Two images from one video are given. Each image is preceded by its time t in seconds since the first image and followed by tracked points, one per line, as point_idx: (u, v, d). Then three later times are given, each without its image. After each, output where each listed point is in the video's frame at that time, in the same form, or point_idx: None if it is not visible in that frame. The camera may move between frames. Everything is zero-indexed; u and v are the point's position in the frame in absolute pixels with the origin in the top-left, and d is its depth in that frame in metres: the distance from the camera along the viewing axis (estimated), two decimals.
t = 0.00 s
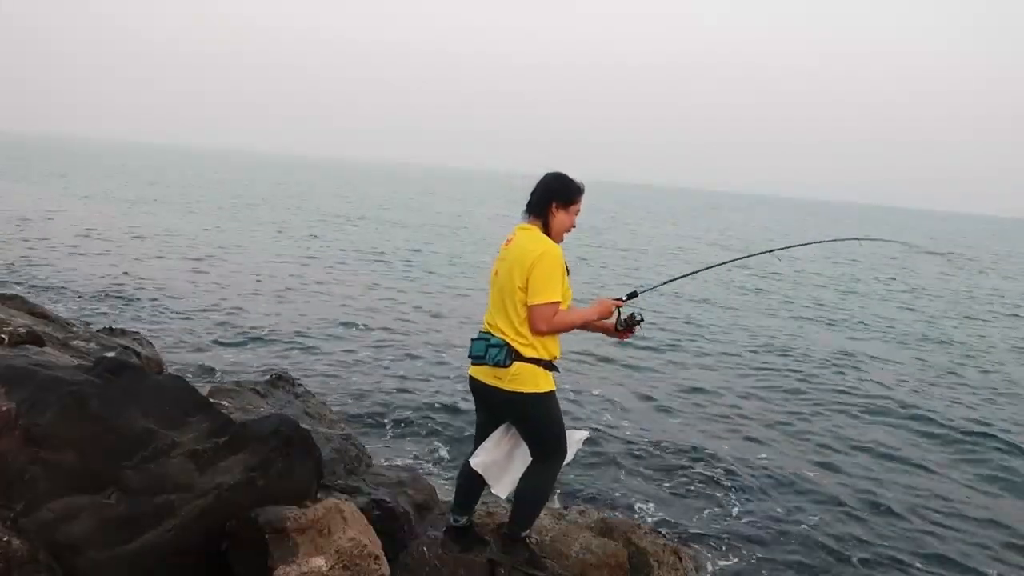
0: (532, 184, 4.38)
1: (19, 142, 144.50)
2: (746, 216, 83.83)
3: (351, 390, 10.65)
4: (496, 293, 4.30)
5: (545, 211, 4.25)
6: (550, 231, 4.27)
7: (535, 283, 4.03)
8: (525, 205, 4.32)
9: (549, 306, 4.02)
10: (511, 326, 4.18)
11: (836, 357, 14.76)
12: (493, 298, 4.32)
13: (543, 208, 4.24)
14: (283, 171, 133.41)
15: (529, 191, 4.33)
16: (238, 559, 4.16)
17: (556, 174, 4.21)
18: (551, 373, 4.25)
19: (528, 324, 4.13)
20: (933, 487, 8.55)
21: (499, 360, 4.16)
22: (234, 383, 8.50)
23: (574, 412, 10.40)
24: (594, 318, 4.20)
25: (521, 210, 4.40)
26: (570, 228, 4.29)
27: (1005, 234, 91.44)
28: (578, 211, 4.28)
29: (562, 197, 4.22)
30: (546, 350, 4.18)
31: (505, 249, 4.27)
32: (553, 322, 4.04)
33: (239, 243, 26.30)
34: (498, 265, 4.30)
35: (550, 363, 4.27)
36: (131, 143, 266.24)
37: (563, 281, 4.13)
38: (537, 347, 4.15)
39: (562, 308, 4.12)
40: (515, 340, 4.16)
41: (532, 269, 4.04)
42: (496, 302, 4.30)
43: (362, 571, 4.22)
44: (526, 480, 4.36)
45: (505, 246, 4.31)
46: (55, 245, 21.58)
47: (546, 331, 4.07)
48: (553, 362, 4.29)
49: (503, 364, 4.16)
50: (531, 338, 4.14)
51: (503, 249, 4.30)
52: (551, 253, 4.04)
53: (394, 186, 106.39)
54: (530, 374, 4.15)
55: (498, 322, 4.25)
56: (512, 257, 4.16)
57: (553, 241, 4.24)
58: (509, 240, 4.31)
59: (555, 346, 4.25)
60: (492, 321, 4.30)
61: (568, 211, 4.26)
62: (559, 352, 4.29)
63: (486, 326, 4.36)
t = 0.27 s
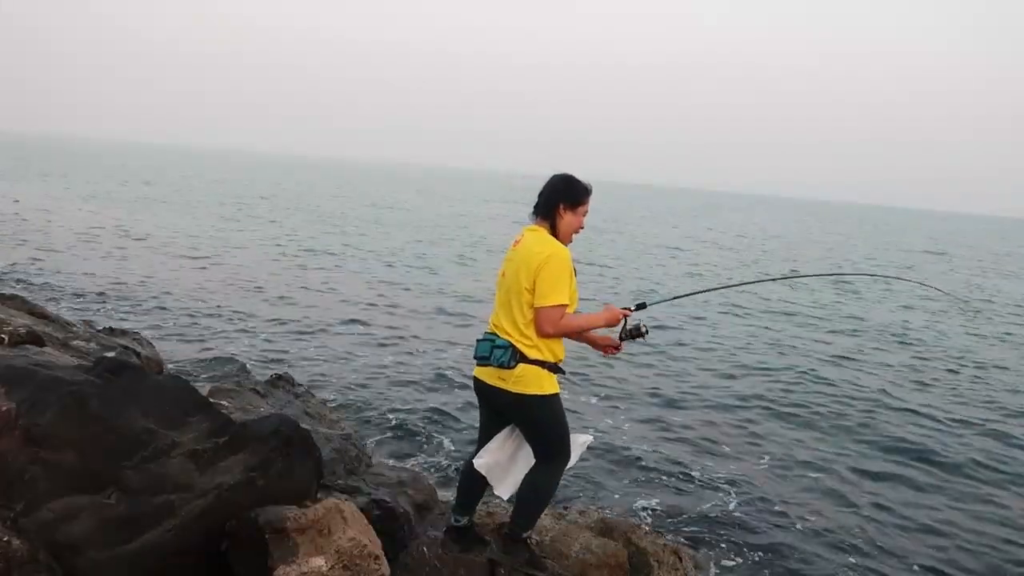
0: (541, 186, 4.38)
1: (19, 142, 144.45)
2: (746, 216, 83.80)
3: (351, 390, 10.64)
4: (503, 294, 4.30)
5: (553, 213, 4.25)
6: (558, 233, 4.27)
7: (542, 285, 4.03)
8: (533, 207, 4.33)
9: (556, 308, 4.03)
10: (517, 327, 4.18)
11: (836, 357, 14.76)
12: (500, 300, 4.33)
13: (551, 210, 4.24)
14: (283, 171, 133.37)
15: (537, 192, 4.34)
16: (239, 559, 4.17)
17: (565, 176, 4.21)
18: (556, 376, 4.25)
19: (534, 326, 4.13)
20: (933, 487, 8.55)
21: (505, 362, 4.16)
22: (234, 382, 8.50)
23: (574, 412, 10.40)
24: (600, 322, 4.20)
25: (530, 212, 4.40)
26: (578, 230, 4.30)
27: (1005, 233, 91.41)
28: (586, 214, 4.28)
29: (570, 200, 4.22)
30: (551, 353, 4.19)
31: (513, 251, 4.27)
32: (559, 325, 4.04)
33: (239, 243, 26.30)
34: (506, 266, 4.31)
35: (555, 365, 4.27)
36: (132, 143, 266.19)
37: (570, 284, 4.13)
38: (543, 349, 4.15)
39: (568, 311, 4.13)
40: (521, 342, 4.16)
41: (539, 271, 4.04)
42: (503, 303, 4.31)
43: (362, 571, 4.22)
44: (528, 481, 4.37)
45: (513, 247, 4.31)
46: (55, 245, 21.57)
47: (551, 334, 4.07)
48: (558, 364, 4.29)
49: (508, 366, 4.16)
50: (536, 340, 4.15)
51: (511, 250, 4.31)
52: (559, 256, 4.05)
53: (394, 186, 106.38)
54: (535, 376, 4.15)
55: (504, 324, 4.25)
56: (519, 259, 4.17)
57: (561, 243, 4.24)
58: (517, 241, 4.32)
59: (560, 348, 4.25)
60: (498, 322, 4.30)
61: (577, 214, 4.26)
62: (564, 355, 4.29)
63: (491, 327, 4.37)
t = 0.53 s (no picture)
0: (548, 187, 4.39)
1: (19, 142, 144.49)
2: (747, 217, 83.76)
3: (351, 390, 10.63)
4: (509, 296, 4.30)
5: (561, 214, 4.26)
6: (565, 234, 4.28)
7: (550, 286, 4.03)
8: (540, 208, 4.33)
9: (563, 310, 4.03)
10: (523, 328, 4.18)
11: (836, 357, 14.76)
12: (506, 301, 4.33)
13: (559, 212, 4.24)
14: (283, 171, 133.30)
15: (545, 193, 4.34)
16: (239, 559, 4.17)
17: (573, 178, 4.22)
18: (562, 378, 4.25)
19: (541, 327, 4.13)
20: (934, 487, 8.54)
21: (510, 362, 4.16)
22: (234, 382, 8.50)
23: (574, 412, 10.39)
24: (606, 323, 4.20)
25: (536, 213, 4.41)
26: (585, 231, 4.30)
27: (1005, 233, 91.34)
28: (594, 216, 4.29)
29: (578, 201, 4.22)
30: (557, 354, 4.19)
31: (520, 251, 4.28)
32: (566, 327, 4.05)
33: (240, 243, 26.28)
34: (512, 267, 4.31)
35: (560, 367, 4.27)
36: (132, 143, 266.29)
37: (577, 286, 4.14)
38: (549, 351, 4.15)
39: (575, 312, 4.13)
40: (527, 343, 4.16)
41: (547, 272, 4.04)
42: (509, 304, 4.31)
43: (362, 571, 4.22)
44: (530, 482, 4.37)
45: (519, 248, 4.31)
46: (54, 245, 21.56)
47: (558, 335, 4.08)
48: (563, 365, 4.29)
49: (514, 366, 4.16)
50: (542, 341, 4.14)
51: (517, 251, 4.31)
52: (567, 257, 4.05)
53: (394, 186, 106.32)
54: (540, 377, 4.14)
55: (510, 325, 4.25)
56: (526, 260, 4.17)
57: (568, 244, 4.24)
58: (524, 242, 4.32)
59: (566, 350, 4.25)
60: (504, 323, 4.30)
61: (585, 215, 4.27)
62: (570, 356, 4.29)
63: (497, 328, 4.37)
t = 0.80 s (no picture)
0: (549, 187, 4.39)
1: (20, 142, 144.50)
2: (747, 217, 83.72)
3: (351, 390, 10.63)
4: (510, 296, 4.30)
5: (562, 215, 4.26)
6: (567, 235, 4.28)
7: (551, 287, 4.04)
8: (542, 209, 4.33)
9: (564, 311, 4.04)
10: (524, 329, 4.17)
11: (836, 357, 14.77)
12: (508, 301, 4.33)
13: (561, 212, 4.25)
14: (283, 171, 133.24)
15: (547, 194, 4.34)
16: (239, 559, 4.17)
17: (575, 178, 4.22)
18: (564, 378, 4.25)
19: (542, 327, 4.13)
20: (934, 487, 8.54)
21: (512, 363, 4.16)
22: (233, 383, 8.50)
23: (575, 412, 10.39)
24: (608, 324, 4.20)
25: (538, 214, 4.41)
26: (587, 232, 4.30)
27: (1005, 233, 91.34)
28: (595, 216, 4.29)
29: (580, 201, 4.23)
30: (558, 355, 4.19)
31: (521, 252, 4.28)
32: (568, 327, 4.05)
33: (240, 243, 26.26)
34: (514, 268, 4.31)
35: (562, 368, 4.27)
36: (132, 143, 266.41)
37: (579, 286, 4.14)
38: (551, 352, 4.15)
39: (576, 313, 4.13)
40: (529, 343, 4.16)
41: (548, 273, 4.04)
42: (510, 305, 4.31)
43: (362, 571, 4.22)
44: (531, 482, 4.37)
45: (521, 249, 4.31)
46: (54, 245, 21.55)
47: (560, 335, 4.07)
48: (565, 366, 4.29)
49: (516, 367, 4.15)
50: (544, 342, 4.14)
51: (519, 252, 4.31)
52: (568, 257, 4.05)
53: (393, 186, 106.34)
54: (542, 378, 4.14)
55: (511, 326, 4.25)
56: (527, 261, 4.17)
57: (570, 245, 4.24)
58: (525, 242, 4.32)
59: (568, 351, 4.25)
60: (505, 323, 4.30)
61: (587, 215, 4.27)
62: (571, 357, 4.29)
63: (498, 328, 4.37)
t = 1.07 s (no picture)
0: (548, 187, 4.39)
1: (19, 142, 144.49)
2: (746, 217, 83.76)
3: (351, 390, 10.63)
4: (509, 297, 4.31)
5: (561, 215, 4.26)
6: (566, 234, 4.28)
7: (550, 287, 4.04)
8: (541, 209, 4.33)
9: (564, 311, 4.04)
10: (524, 329, 4.17)
11: (835, 357, 14.77)
12: (508, 302, 4.33)
13: (560, 212, 4.25)
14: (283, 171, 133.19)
15: (545, 194, 4.34)
16: (239, 559, 4.18)
17: (574, 177, 4.22)
18: (563, 378, 4.26)
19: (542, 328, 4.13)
20: (934, 487, 8.55)
21: (512, 363, 4.16)
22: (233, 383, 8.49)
23: (575, 412, 10.40)
24: (608, 323, 4.20)
25: (537, 214, 4.41)
26: (586, 231, 4.30)
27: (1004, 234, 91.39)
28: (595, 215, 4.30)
29: (579, 201, 4.23)
30: (558, 355, 4.19)
31: (521, 252, 4.28)
32: (568, 327, 4.05)
33: (239, 243, 26.25)
34: (513, 268, 4.31)
35: (561, 368, 4.27)
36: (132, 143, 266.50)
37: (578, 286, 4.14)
38: (551, 352, 4.15)
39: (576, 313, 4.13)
40: (529, 343, 4.16)
41: (547, 273, 4.04)
42: (510, 305, 4.30)
43: (363, 571, 4.22)
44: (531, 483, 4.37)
45: (520, 249, 4.31)
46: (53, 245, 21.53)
47: (561, 336, 4.07)
48: (564, 367, 4.29)
49: (516, 367, 4.15)
50: (543, 343, 4.14)
51: (518, 252, 4.31)
52: (567, 258, 4.05)
53: (392, 186, 106.37)
54: (542, 378, 4.14)
55: (511, 326, 4.25)
56: (526, 261, 4.17)
57: (569, 245, 4.24)
58: (524, 242, 4.32)
59: (567, 351, 4.25)
60: (505, 323, 4.30)
61: (586, 214, 4.27)
62: (571, 357, 4.29)
63: (498, 329, 4.37)
